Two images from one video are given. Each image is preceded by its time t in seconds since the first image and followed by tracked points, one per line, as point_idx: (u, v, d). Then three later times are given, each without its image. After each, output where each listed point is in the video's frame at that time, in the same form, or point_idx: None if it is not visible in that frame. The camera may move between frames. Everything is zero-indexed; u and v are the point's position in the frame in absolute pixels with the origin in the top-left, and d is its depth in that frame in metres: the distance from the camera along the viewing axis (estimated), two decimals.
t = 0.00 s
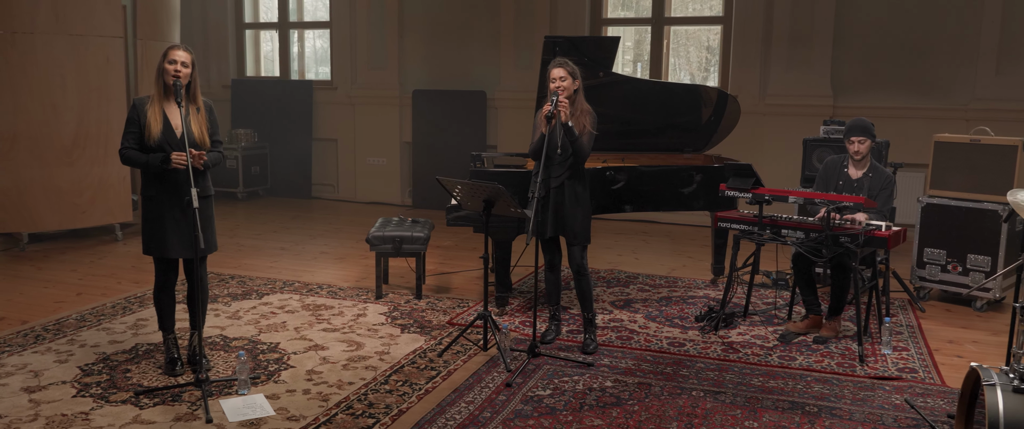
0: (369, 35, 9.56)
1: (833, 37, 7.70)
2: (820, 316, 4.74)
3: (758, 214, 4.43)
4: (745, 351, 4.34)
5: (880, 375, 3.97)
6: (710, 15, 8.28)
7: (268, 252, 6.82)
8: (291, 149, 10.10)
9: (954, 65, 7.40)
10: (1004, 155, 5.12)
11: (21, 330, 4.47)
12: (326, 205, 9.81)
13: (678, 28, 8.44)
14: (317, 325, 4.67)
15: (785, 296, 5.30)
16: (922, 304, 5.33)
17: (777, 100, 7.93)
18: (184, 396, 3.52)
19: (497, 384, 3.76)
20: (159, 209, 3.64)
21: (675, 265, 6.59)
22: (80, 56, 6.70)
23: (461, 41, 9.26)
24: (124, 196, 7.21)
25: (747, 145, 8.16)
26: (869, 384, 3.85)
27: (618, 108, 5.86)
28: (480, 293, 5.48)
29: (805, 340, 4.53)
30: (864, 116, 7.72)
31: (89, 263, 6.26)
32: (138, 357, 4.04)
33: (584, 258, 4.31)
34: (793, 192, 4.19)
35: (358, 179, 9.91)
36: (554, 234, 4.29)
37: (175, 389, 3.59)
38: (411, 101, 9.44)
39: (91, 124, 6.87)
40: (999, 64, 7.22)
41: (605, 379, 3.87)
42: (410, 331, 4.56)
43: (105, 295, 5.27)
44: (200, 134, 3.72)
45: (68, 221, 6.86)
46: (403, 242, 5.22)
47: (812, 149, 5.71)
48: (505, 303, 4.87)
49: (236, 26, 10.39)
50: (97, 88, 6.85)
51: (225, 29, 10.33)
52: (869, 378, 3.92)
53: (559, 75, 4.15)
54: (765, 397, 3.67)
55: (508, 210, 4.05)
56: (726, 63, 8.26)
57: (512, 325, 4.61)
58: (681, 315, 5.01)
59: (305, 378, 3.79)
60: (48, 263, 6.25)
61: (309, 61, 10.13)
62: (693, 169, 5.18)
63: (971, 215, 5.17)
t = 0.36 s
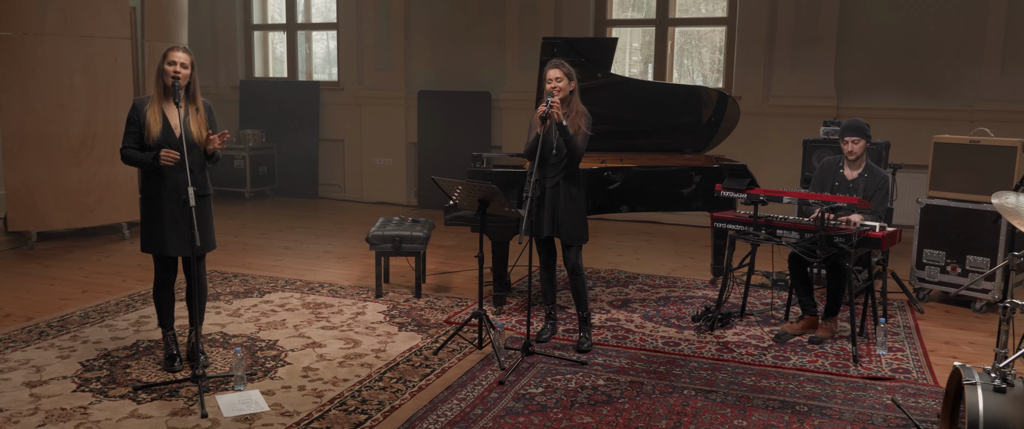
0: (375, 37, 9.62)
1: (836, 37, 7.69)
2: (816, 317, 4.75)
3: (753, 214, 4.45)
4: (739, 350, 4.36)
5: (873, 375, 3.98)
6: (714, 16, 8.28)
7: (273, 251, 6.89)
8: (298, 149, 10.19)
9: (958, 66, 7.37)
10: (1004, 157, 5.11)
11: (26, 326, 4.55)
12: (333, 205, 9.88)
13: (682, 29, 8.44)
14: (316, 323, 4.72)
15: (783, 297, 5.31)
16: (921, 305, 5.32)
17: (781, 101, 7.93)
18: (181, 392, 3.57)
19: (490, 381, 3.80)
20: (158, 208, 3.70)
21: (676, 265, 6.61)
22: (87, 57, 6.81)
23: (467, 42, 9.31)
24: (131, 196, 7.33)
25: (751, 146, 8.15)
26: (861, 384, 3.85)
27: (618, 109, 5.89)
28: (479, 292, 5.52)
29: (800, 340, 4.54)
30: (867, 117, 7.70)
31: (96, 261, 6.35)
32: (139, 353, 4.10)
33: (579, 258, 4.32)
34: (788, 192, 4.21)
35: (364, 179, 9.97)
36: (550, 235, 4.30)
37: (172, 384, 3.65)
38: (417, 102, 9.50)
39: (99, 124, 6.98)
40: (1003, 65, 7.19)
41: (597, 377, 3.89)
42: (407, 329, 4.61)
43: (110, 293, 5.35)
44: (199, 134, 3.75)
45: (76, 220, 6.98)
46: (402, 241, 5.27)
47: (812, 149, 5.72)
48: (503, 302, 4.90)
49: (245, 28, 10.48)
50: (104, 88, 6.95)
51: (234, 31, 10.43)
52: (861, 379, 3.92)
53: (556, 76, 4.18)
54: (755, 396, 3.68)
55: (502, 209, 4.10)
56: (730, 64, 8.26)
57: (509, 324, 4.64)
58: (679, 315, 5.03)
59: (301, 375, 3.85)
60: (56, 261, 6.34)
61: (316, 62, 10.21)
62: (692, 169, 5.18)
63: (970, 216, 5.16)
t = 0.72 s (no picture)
0: (383, 38, 9.68)
1: (841, 38, 7.68)
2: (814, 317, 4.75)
3: (749, 215, 4.46)
4: (735, 350, 4.37)
5: (867, 375, 3.99)
6: (719, 18, 8.28)
7: (278, 250, 6.97)
8: (306, 149, 10.28)
9: (964, 67, 7.35)
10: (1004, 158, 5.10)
11: (32, 323, 4.63)
12: (340, 205, 9.95)
13: (688, 30, 8.44)
14: (316, 321, 4.78)
15: (782, 297, 5.32)
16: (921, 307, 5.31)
17: (785, 102, 7.93)
18: (180, 387, 3.64)
19: (484, 379, 3.84)
20: (159, 206, 3.76)
21: (678, 266, 6.62)
22: (97, 57, 6.90)
23: (473, 43, 9.37)
24: (139, 195, 7.42)
25: (756, 147, 8.15)
26: (854, 384, 3.86)
27: (619, 109, 5.92)
28: (479, 291, 5.56)
29: (796, 340, 4.55)
30: (872, 118, 7.68)
31: (103, 259, 6.44)
32: (140, 349, 4.17)
33: (576, 257, 4.35)
34: (783, 193, 4.24)
35: (371, 179, 10.03)
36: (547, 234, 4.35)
37: (171, 380, 3.71)
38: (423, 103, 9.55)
39: (108, 123, 7.06)
40: (1009, 66, 7.16)
41: (591, 376, 3.92)
42: (406, 328, 4.66)
43: (115, 290, 5.43)
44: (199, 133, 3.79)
45: (85, 218, 7.07)
46: (403, 241, 5.32)
47: (813, 151, 5.71)
48: (502, 301, 4.94)
49: (254, 29, 10.58)
50: (113, 88, 7.04)
51: (243, 32, 10.53)
52: (855, 379, 3.93)
53: (553, 76, 4.19)
54: (748, 395, 3.70)
55: (499, 209, 4.14)
56: (735, 65, 8.25)
57: (506, 322, 4.68)
58: (676, 315, 5.05)
59: (298, 371, 3.90)
60: (64, 259, 6.44)
61: (325, 63, 10.29)
62: (692, 169, 5.16)
63: (970, 217, 5.14)
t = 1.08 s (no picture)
0: (391, 39, 9.75)
1: (848, 40, 7.66)
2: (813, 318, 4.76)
3: (748, 216, 4.48)
4: (732, 350, 4.39)
5: (863, 376, 3.99)
6: (726, 19, 8.27)
7: (285, 249, 7.05)
8: (316, 149, 10.37)
9: (971, 68, 7.31)
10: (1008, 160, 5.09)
11: (41, 319, 4.72)
12: (349, 205, 10.03)
13: (695, 31, 8.43)
14: (318, 319, 4.84)
15: (784, 298, 5.32)
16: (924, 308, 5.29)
17: (792, 104, 7.92)
18: (181, 383, 3.70)
19: (480, 377, 3.88)
20: (162, 204, 3.82)
21: (681, 267, 6.64)
22: (108, 58, 7.02)
23: (481, 44, 9.42)
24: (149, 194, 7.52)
25: (762, 149, 8.14)
26: (850, 384, 3.87)
27: (622, 111, 5.94)
28: (481, 291, 5.60)
29: (795, 341, 4.56)
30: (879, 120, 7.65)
31: (113, 257, 6.54)
32: (144, 345, 4.25)
33: (574, 256, 4.37)
34: (780, 194, 4.26)
35: (380, 180, 10.11)
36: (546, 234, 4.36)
37: (172, 376, 3.78)
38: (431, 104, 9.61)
39: (119, 123, 7.18)
40: (1017, 67, 7.11)
41: (587, 375, 3.96)
42: (406, 326, 4.71)
43: (124, 287, 5.53)
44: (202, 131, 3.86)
45: (96, 217, 7.19)
46: (405, 240, 5.38)
47: (816, 152, 5.60)
48: (502, 300, 4.97)
49: (265, 31, 10.68)
50: (124, 89, 7.15)
51: (255, 34, 10.63)
52: (851, 379, 3.94)
53: (552, 79, 4.18)
54: (742, 395, 3.72)
55: (496, 209, 4.17)
56: (742, 66, 8.24)
57: (506, 322, 4.71)
58: (676, 315, 5.07)
59: (298, 368, 3.96)
60: (75, 257, 6.55)
61: (335, 64, 10.38)
62: (694, 171, 5.18)
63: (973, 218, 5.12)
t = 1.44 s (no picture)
0: (399, 41, 9.82)
1: (853, 41, 7.65)
2: (810, 318, 4.77)
3: (744, 216, 4.50)
4: (728, 350, 4.40)
5: (857, 376, 4.01)
6: (732, 20, 8.27)
7: (291, 248, 7.13)
8: (325, 149, 10.46)
9: (977, 69, 7.28)
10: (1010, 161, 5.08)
11: (48, 315, 4.81)
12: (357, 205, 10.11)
13: (701, 32, 8.44)
14: (319, 316, 4.91)
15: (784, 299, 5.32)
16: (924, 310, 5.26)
17: (796, 105, 7.92)
18: (181, 378, 3.77)
19: (476, 374, 3.93)
20: (165, 204, 3.89)
21: (683, 267, 6.65)
22: (117, 59, 7.12)
23: (488, 45, 9.47)
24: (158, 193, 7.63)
25: (768, 150, 8.14)
26: (843, 384, 3.89)
27: (623, 112, 5.97)
28: (482, 289, 5.65)
29: (791, 341, 4.57)
30: (884, 121, 7.63)
31: (122, 255, 6.64)
32: (148, 341, 4.32)
33: (571, 255, 4.39)
34: (776, 195, 4.27)
35: (387, 180, 10.18)
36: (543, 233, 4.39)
37: (172, 371, 3.85)
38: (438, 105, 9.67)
39: (129, 123, 7.28)
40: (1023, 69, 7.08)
41: (582, 373, 3.99)
42: (406, 324, 4.76)
43: (130, 285, 5.61)
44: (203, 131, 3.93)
45: (106, 215, 7.30)
46: (407, 239, 5.43)
47: (817, 153, 5.57)
48: (502, 299, 5.01)
49: (275, 32, 10.78)
50: (134, 89, 7.26)
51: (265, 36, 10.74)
52: (844, 379, 3.95)
53: (550, 80, 4.22)
54: (734, 394, 3.74)
55: (493, 209, 4.22)
56: (748, 67, 8.24)
57: (504, 320, 4.76)
58: (675, 315, 5.09)
59: (296, 364, 4.02)
60: (85, 255, 6.66)
61: (344, 65, 10.47)
62: (694, 171, 5.20)
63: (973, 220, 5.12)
